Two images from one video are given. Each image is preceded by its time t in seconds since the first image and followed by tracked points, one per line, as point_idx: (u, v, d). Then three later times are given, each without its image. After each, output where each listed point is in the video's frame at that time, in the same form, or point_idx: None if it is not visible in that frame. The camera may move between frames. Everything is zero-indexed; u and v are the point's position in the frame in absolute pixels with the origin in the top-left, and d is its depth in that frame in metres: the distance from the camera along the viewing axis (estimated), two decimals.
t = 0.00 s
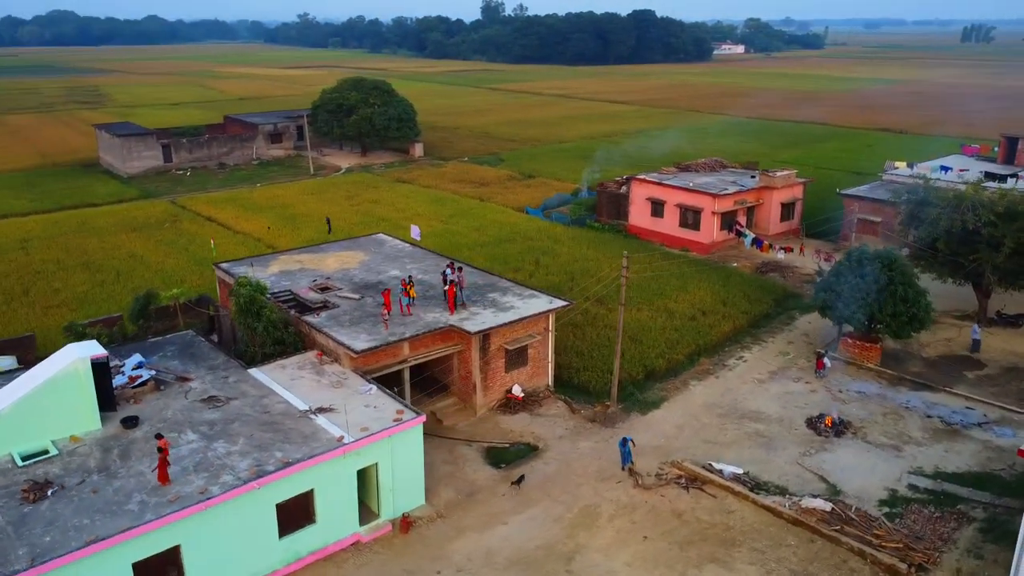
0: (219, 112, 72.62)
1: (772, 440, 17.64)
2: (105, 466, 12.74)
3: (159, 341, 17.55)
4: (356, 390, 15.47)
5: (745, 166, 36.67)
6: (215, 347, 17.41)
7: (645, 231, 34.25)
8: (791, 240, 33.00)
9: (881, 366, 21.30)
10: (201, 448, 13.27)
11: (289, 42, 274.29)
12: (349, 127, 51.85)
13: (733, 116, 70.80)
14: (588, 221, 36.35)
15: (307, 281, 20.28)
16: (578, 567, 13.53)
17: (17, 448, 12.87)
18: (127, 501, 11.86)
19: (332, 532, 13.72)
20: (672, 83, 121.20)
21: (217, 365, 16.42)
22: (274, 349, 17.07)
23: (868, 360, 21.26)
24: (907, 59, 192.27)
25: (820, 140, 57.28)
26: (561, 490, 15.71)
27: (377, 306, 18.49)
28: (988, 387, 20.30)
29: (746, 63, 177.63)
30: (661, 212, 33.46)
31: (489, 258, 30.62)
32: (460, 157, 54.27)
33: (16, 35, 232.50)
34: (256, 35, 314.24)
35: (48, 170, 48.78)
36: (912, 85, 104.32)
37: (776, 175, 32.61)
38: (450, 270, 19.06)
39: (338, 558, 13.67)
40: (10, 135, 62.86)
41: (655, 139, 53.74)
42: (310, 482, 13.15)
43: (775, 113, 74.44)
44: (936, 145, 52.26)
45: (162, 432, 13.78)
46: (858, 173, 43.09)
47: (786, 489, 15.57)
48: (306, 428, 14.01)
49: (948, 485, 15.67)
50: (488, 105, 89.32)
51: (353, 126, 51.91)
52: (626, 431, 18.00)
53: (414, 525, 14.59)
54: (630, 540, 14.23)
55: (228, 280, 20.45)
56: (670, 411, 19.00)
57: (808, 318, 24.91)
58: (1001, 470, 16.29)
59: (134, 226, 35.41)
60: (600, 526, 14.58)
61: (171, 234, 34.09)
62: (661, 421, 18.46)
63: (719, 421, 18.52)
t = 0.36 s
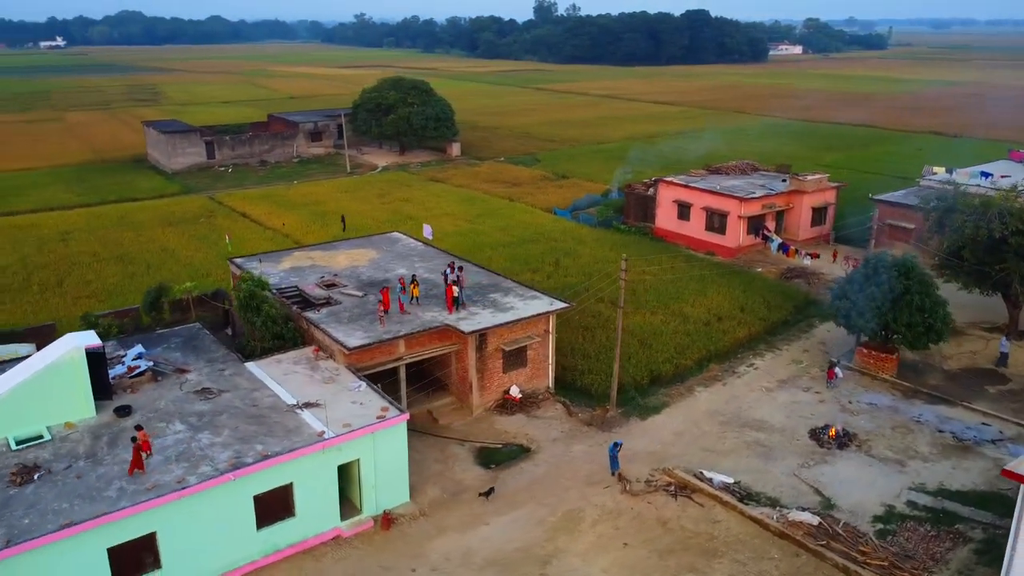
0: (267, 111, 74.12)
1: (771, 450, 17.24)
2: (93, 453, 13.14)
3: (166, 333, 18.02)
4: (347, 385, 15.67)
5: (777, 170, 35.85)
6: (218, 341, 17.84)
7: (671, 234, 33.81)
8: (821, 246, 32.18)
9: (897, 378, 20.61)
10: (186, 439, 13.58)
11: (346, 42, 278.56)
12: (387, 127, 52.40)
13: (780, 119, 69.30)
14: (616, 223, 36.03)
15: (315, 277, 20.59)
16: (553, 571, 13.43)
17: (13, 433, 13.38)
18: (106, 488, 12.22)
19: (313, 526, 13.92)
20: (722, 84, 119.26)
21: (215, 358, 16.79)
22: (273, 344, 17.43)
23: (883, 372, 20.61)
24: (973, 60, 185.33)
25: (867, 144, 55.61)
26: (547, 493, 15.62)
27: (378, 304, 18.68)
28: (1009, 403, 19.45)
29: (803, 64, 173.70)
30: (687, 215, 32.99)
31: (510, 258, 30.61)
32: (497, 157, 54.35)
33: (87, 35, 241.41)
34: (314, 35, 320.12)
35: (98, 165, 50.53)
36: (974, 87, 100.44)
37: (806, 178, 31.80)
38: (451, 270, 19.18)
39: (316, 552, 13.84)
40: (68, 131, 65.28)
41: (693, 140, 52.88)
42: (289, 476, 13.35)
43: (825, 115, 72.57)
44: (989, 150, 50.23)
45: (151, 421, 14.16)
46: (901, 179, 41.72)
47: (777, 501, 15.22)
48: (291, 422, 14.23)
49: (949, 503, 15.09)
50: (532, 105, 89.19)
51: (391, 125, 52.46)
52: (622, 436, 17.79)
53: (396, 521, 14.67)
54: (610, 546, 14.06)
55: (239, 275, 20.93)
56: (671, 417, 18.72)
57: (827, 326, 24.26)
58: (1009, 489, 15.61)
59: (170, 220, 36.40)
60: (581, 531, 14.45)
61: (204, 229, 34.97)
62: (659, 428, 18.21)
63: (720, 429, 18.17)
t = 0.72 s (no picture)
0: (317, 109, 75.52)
1: (768, 461, 16.83)
2: (82, 438, 13.63)
3: (175, 324, 18.59)
4: (337, 380, 15.90)
5: (814, 174, 34.90)
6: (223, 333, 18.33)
7: (700, 237, 33.24)
8: (855, 254, 31.21)
9: (913, 391, 19.86)
10: (172, 428, 13.99)
11: (406, 42, 281.58)
12: (428, 126, 52.87)
13: (833, 121, 67.31)
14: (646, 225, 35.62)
15: (325, 273, 20.93)
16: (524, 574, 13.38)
17: (13, 416, 13.92)
18: (88, 472, 12.67)
19: (293, 518, 14.17)
20: (780, 85, 116.44)
21: (216, 350, 17.23)
22: (273, 337, 17.82)
23: (898, 385, 19.90)
24: None
25: (921, 148, 53.56)
26: (531, 495, 15.56)
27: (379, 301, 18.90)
28: None
29: (869, 65, 168.22)
30: (717, 219, 32.39)
31: (532, 259, 30.58)
32: (537, 157, 54.25)
33: (158, 33, 249.81)
34: (375, 35, 324.58)
35: (151, 160, 52.34)
36: None
37: (841, 183, 30.87)
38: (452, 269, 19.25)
39: (295, 543, 14.08)
40: (128, 126, 67.81)
41: (737, 142, 51.81)
42: (268, 467, 13.62)
43: (882, 118, 70.19)
44: None
45: (143, 409, 14.62)
46: (950, 184, 40.11)
47: (764, 514, 14.86)
48: (275, 415, 14.51)
49: (946, 524, 14.51)
50: (581, 106, 88.65)
51: (432, 125, 52.92)
52: (616, 441, 17.60)
53: (377, 517, 14.82)
54: (586, 551, 13.94)
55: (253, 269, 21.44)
56: (669, 424, 18.42)
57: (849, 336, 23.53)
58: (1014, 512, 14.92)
59: (208, 215, 37.44)
60: (558, 535, 14.36)
61: (241, 223, 35.88)
62: (656, 434, 17.94)
63: (718, 438, 17.81)
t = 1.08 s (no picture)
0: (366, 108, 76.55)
1: (763, 472, 16.43)
2: (75, 423, 14.15)
3: (184, 316, 19.14)
4: (328, 375, 16.14)
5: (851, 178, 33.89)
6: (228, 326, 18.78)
7: (730, 241, 32.60)
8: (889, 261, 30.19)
9: (928, 406, 19.11)
10: (160, 416, 14.40)
11: (465, 41, 283.17)
12: (469, 125, 53.31)
13: (888, 124, 65.10)
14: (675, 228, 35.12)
15: (334, 269, 21.25)
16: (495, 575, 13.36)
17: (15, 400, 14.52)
18: (74, 456, 13.15)
19: (274, 509, 14.43)
20: (840, 87, 113.13)
21: (218, 342, 17.66)
22: (274, 332, 18.19)
23: (912, 398, 19.19)
24: None
25: (979, 153, 51.35)
26: (515, 497, 15.52)
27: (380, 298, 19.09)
28: None
29: (938, 66, 161.99)
30: (746, 223, 31.71)
31: (554, 259, 30.47)
32: (577, 157, 53.93)
33: (225, 33, 256.77)
34: (436, 35, 327.41)
35: (200, 156, 53.91)
36: None
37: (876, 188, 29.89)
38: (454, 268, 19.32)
39: (275, 534, 14.35)
40: (184, 123, 69.98)
41: (781, 145, 50.59)
42: (249, 459, 13.90)
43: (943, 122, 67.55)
44: None
45: (136, 397, 15.09)
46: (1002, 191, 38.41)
47: (748, 526, 14.52)
48: (261, 407, 14.81)
49: (939, 545, 13.95)
50: (631, 106, 87.74)
51: (472, 124, 53.33)
52: (609, 445, 17.42)
53: (359, 512, 15.00)
54: (560, 555, 13.84)
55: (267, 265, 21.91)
56: (667, 430, 18.13)
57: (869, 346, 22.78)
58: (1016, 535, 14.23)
59: (245, 210, 38.39)
60: (535, 538, 14.28)
61: (275, 219, 36.69)
62: (651, 440, 17.70)
63: (714, 446, 17.47)
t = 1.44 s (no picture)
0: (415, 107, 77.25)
1: (755, 482, 16.05)
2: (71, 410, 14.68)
3: (195, 308, 19.69)
4: (320, 371, 16.38)
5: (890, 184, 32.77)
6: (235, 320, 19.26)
7: (760, 247, 31.87)
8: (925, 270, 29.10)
9: (942, 422, 18.35)
10: (152, 405, 14.84)
11: (523, 41, 283.07)
12: (509, 124, 53.75)
13: (947, 128, 62.53)
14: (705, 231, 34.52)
15: (344, 266, 21.55)
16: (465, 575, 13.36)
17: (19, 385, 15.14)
18: (64, 441, 13.65)
19: (258, 500, 14.72)
20: (903, 89, 109.21)
21: (221, 335, 18.10)
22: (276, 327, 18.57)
23: (924, 413, 18.47)
24: None
25: None
26: (498, 498, 15.47)
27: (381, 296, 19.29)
28: None
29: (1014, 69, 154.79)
30: (776, 228, 30.95)
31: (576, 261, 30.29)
32: (617, 159, 53.39)
33: (289, 33, 262.37)
34: (495, 35, 328.44)
35: (247, 153, 55.30)
36: None
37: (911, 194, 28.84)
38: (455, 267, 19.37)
39: (258, 525, 14.64)
40: (238, 121, 71.82)
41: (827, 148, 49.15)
42: (232, 450, 14.20)
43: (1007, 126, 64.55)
44: None
45: (133, 386, 15.57)
46: None
47: (730, 538, 14.20)
48: (250, 400, 15.12)
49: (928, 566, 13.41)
50: (681, 108, 86.42)
51: (511, 123, 53.73)
52: (602, 450, 17.24)
53: (342, 506, 15.18)
54: (533, 559, 13.76)
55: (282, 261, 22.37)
56: (663, 437, 17.84)
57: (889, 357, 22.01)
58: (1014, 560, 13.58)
59: (281, 206, 39.25)
60: (511, 540, 14.23)
61: (309, 215, 37.40)
62: (644, 446, 17.44)
63: (709, 454, 17.13)
